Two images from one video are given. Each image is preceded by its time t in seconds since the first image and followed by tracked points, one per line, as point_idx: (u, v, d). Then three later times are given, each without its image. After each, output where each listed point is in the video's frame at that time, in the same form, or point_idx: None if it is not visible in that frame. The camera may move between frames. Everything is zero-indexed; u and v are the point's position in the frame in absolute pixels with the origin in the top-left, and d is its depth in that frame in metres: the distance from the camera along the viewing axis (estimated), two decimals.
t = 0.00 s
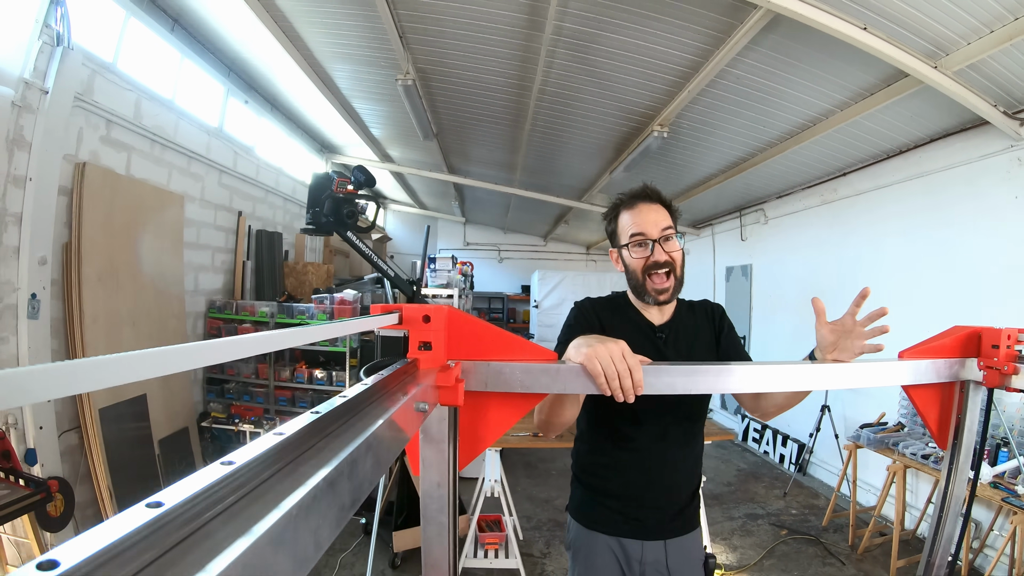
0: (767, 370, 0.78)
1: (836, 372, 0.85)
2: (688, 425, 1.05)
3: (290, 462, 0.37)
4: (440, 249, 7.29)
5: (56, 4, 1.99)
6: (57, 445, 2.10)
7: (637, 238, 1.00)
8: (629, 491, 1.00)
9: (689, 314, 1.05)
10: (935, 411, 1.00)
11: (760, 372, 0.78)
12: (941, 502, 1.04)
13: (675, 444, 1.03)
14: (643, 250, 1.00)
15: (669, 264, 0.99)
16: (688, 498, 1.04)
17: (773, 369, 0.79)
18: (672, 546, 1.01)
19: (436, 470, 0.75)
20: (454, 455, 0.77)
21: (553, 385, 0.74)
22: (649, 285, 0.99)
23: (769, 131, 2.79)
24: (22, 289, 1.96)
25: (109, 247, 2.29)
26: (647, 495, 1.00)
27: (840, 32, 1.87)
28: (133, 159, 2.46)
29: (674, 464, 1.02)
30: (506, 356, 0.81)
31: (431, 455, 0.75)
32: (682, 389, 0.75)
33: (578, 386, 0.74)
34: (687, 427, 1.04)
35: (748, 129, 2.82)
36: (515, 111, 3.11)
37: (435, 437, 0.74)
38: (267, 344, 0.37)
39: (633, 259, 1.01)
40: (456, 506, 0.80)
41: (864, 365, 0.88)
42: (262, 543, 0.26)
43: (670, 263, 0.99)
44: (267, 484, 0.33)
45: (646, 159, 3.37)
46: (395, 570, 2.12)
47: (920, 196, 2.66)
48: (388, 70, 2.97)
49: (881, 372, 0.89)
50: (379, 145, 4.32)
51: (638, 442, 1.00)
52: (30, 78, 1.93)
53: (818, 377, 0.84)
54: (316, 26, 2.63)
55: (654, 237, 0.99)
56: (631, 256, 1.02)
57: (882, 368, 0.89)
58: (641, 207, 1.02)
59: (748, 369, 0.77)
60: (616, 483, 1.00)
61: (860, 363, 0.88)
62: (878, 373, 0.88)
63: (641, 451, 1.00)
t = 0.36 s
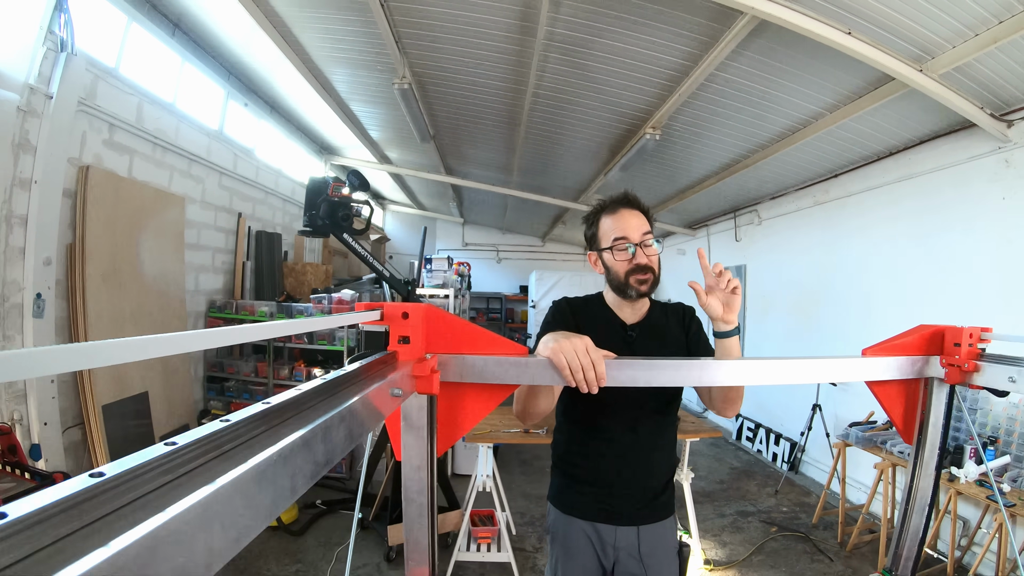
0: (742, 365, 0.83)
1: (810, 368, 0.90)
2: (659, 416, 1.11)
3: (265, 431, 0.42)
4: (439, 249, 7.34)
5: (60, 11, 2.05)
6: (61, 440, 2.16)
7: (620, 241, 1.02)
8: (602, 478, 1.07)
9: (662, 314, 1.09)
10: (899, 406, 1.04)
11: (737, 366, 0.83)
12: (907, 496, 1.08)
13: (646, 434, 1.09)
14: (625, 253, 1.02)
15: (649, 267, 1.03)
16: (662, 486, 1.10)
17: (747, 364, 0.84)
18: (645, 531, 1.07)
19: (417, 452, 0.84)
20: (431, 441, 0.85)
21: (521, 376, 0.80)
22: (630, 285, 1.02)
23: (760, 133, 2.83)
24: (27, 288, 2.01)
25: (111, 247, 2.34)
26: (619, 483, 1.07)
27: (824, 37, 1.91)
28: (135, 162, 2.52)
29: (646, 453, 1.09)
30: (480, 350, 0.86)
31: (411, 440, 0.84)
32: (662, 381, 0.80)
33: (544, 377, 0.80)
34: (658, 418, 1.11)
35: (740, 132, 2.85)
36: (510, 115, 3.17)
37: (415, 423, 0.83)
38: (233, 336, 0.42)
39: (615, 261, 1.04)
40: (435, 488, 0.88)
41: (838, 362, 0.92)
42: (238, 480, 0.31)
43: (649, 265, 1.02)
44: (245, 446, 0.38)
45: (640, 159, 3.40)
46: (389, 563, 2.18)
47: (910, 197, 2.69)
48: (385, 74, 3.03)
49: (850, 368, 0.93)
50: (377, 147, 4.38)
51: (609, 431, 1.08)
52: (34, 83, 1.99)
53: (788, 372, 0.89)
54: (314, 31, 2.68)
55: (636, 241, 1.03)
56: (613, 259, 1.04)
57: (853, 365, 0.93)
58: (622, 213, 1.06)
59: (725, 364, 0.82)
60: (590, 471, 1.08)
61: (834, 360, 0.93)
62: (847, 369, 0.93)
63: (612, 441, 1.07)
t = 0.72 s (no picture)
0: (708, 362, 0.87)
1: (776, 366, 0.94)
2: (634, 411, 1.15)
3: (241, 406, 0.47)
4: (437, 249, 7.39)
5: (61, 17, 2.09)
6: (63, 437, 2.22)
7: (592, 238, 1.09)
8: (577, 470, 1.11)
9: (634, 313, 1.15)
10: (866, 404, 1.07)
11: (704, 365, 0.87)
12: (877, 492, 1.10)
13: (621, 427, 1.13)
14: (596, 248, 1.09)
15: (619, 263, 1.09)
16: (637, 478, 1.14)
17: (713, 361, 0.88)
18: (619, 521, 1.11)
19: (394, 441, 0.89)
20: (407, 430, 0.90)
21: (490, 370, 0.86)
22: (601, 279, 1.08)
23: (752, 135, 2.86)
24: (30, 288, 2.06)
25: (112, 248, 2.40)
26: (594, 475, 1.10)
27: (810, 40, 1.93)
28: (135, 165, 2.57)
29: (621, 446, 1.12)
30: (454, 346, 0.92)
31: (388, 429, 0.89)
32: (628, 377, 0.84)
33: (511, 370, 0.86)
34: (632, 413, 1.14)
35: (731, 133, 2.87)
36: (504, 118, 3.21)
37: (392, 414, 0.88)
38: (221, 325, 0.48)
39: (587, 256, 1.10)
40: (412, 476, 0.93)
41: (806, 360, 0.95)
42: (210, 442, 0.37)
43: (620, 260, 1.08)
44: (221, 417, 0.44)
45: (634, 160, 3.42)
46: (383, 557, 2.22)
47: (901, 198, 2.70)
48: (381, 77, 3.07)
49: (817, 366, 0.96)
50: (375, 149, 4.43)
51: (585, 424, 1.11)
52: (36, 87, 2.04)
53: (755, 369, 0.92)
54: (310, 34, 2.72)
55: (607, 237, 1.09)
56: (586, 253, 1.10)
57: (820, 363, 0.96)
58: (595, 212, 1.12)
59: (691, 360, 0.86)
60: (566, 463, 1.12)
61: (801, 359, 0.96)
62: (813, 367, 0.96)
63: (587, 434, 1.11)
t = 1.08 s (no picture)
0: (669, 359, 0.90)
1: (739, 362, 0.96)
2: (605, 407, 1.18)
3: (211, 387, 0.52)
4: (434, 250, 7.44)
5: (59, 22, 2.15)
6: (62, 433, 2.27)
7: (565, 237, 1.13)
8: (549, 463, 1.14)
9: (603, 311, 1.19)
10: (832, 401, 1.09)
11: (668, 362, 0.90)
12: (844, 488, 1.12)
13: (592, 423, 1.16)
14: (568, 247, 1.12)
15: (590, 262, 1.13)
16: (609, 472, 1.16)
17: (675, 359, 0.91)
18: (592, 514, 1.14)
19: (366, 433, 0.94)
20: (378, 422, 0.95)
21: (457, 364, 0.90)
22: (572, 277, 1.12)
23: (742, 136, 2.87)
24: (30, 288, 2.11)
25: (110, 248, 2.45)
26: (566, 469, 1.13)
27: (793, 43, 1.95)
28: (133, 167, 2.61)
29: (593, 441, 1.15)
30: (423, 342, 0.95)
31: (360, 420, 0.94)
32: (588, 373, 0.88)
33: (477, 365, 0.90)
34: (604, 408, 1.18)
35: (722, 134, 2.89)
36: (497, 119, 3.24)
37: (364, 407, 0.93)
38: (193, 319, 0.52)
39: (560, 255, 1.14)
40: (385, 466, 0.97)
41: (768, 357, 0.98)
42: (180, 413, 0.42)
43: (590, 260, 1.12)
44: (192, 396, 0.48)
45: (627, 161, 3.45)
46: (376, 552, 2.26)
47: (891, 198, 2.71)
48: (375, 79, 3.11)
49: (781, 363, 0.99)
50: (371, 150, 4.48)
51: (555, 419, 1.15)
52: (36, 92, 2.09)
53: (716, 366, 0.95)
54: (304, 37, 2.76)
55: (580, 237, 1.13)
56: (558, 252, 1.14)
57: (784, 361, 0.99)
58: (568, 213, 1.16)
59: (650, 357, 0.90)
60: (539, 457, 1.15)
61: (763, 355, 0.99)
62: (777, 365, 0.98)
63: (559, 429, 1.14)
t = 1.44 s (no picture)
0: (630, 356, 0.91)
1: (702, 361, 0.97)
2: (573, 404, 1.20)
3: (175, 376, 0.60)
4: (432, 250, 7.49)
5: (56, 27, 2.19)
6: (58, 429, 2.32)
7: (535, 236, 1.16)
8: (519, 458, 1.16)
9: (571, 310, 1.23)
10: (797, 400, 1.10)
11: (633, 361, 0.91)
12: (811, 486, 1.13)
13: (560, 419, 1.18)
14: (538, 245, 1.16)
15: (557, 260, 1.17)
16: (578, 467, 1.18)
17: (634, 356, 0.92)
18: (561, 509, 1.16)
19: (334, 425, 0.99)
20: (345, 414, 1.00)
21: (419, 360, 0.94)
22: (540, 275, 1.16)
23: (732, 136, 2.87)
24: (27, 287, 2.16)
25: (107, 249, 2.49)
26: (535, 465, 1.16)
27: (777, 43, 1.96)
28: (128, 168, 2.65)
29: (561, 438, 1.17)
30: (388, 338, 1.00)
31: (328, 411, 0.99)
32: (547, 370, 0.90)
33: (440, 362, 0.93)
34: (572, 405, 1.20)
35: (712, 135, 2.90)
36: (490, 121, 3.26)
37: (331, 400, 0.98)
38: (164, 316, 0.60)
39: (530, 253, 1.17)
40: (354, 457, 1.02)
41: (731, 356, 0.99)
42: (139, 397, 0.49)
43: (558, 260, 1.16)
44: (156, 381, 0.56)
45: (618, 161, 3.46)
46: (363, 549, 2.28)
47: (881, 198, 2.70)
48: (368, 81, 3.14)
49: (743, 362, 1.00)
50: (367, 151, 4.52)
51: (525, 415, 1.18)
52: (33, 95, 2.13)
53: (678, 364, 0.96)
54: (297, 40, 2.79)
55: (550, 237, 1.17)
56: (528, 250, 1.18)
57: (746, 360, 0.99)
58: (541, 214, 1.20)
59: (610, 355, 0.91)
60: (508, 452, 1.17)
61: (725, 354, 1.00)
62: (740, 365, 0.99)
63: (527, 425, 1.16)
